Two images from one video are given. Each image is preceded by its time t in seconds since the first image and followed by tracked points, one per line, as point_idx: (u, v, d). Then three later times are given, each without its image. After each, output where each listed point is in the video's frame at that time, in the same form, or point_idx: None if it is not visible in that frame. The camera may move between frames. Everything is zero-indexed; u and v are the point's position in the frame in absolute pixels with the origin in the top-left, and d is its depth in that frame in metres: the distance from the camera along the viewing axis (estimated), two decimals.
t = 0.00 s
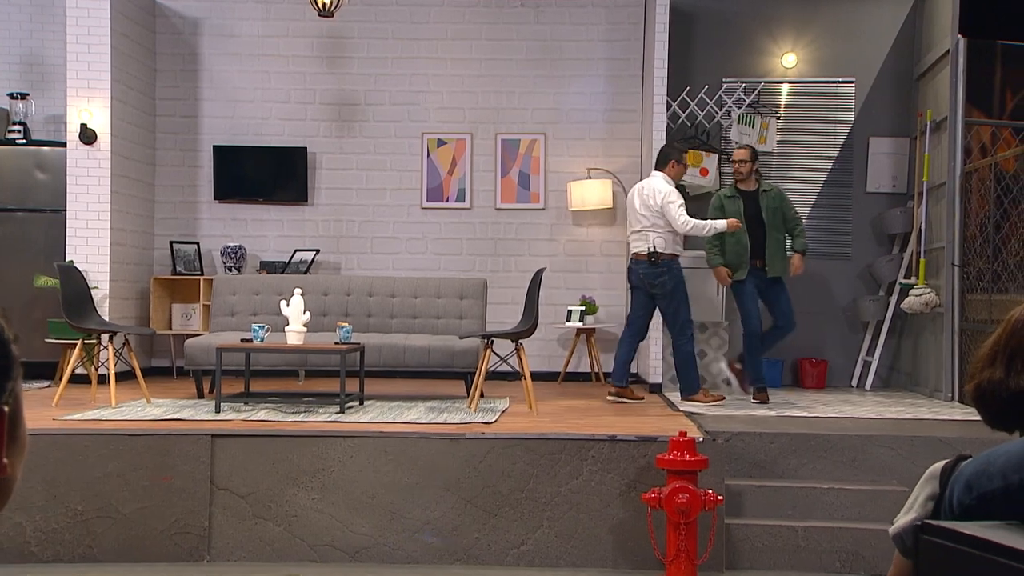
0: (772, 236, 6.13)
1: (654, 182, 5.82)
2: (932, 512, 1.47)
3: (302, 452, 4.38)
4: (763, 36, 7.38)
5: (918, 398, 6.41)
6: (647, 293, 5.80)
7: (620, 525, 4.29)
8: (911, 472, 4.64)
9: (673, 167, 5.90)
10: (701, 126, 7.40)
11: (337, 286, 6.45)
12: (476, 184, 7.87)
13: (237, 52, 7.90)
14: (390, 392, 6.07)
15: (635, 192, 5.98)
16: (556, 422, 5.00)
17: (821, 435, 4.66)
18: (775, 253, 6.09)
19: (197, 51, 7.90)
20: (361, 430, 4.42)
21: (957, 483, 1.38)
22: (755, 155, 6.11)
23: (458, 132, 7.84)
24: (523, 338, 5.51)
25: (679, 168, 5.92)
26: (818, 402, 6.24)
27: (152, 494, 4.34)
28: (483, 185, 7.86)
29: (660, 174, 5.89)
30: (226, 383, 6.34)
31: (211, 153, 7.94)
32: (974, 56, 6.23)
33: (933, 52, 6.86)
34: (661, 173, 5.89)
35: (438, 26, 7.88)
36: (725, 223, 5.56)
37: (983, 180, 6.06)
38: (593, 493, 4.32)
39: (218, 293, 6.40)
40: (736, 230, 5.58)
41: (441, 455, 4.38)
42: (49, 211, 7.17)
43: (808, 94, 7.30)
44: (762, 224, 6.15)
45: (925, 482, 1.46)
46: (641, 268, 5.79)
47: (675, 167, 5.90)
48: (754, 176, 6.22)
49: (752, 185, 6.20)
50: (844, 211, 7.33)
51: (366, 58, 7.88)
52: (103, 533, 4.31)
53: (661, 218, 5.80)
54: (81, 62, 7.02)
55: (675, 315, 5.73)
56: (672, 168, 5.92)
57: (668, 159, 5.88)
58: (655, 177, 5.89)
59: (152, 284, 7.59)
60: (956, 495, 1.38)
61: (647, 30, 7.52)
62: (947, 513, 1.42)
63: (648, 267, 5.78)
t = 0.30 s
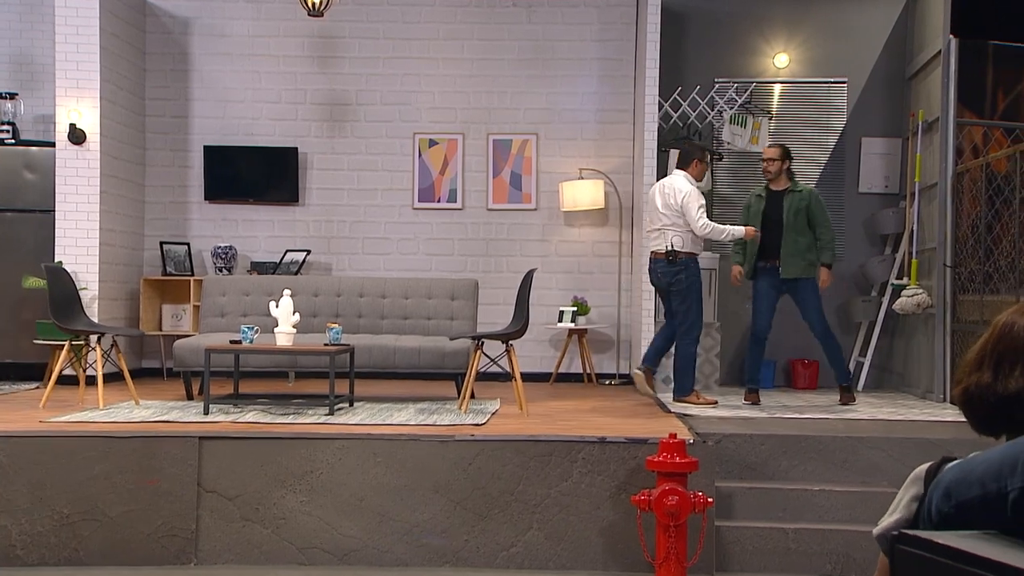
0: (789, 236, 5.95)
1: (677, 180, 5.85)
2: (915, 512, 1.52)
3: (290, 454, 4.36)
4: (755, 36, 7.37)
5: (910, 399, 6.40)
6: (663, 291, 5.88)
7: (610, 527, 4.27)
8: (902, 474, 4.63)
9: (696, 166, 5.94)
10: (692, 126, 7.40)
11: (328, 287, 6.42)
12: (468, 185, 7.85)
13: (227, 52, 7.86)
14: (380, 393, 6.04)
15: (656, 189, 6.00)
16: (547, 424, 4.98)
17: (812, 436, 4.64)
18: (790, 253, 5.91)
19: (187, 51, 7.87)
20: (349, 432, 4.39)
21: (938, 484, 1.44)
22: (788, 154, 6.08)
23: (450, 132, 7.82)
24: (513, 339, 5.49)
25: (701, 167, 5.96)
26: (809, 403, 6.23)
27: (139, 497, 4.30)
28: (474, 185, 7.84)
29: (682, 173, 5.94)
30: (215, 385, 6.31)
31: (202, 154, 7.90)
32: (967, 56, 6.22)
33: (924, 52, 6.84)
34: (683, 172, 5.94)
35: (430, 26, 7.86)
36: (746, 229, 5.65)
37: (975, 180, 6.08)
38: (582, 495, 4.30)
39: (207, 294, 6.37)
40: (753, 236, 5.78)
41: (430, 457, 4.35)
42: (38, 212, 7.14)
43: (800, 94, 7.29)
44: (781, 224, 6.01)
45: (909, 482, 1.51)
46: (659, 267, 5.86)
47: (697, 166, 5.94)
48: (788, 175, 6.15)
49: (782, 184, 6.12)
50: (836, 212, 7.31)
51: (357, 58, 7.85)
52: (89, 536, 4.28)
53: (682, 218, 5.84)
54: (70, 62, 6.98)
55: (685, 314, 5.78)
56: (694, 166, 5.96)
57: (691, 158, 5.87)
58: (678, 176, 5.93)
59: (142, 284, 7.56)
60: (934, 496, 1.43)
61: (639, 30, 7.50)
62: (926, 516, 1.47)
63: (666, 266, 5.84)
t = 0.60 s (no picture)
0: (813, 236, 6.05)
1: (673, 183, 5.91)
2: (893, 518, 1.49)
3: (276, 457, 4.33)
4: (745, 36, 7.36)
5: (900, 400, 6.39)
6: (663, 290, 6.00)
7: (598, 529, 4.25)
8: (891, 475, 4.62)
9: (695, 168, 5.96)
10: (683, 126, 7.38)
11: (316, 288, 6.39)
12: (458, 185, 7.82)
13: (216, 52, 7.83)
14: (369, 395, 6.01)
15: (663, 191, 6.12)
16: (535, 426, 4.96)
17: (801, 438, 4.63)
18: (810, 252, 5.99)
19: (176, 50, 7.83)
20: (336, 435, 4.36)
21: (913, 491, 1.39)
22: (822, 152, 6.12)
23: (440, 132, 7.79)
24: (502, 340, 5.47)
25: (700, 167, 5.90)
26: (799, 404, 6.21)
27: (123, 500, 4.27)
28: (464, 185, 7.82)
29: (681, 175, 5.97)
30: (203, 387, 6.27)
31: (190, 154, 7.86)
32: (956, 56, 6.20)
33: (915, 52, 6.83)
34: (682, 173, 5.97)
35: (420, 26, 7.83)
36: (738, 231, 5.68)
37: (964, 181, 6.08)
38: (570, 497, 4.27)
39: (194, 295, 6.33)
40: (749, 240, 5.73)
41: (417, 459, 4.33)
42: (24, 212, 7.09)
43: (790, 94, 7.28)
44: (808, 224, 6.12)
45: (887, 488, 1.48)
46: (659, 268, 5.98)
47: (698, 168, 5.92)
48: (822, 173, 6.16)
49: (814, 181, 6.16)
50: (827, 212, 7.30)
51: (346, 58, 7.82)
52: (73, 539, 4.24)
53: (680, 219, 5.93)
54: (56, 61, 6.93)
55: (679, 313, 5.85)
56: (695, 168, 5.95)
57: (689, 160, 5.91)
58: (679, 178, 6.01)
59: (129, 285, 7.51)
60: (909, 505, 1.38)
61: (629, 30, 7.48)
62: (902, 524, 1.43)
63: (665, 267, 5.95)
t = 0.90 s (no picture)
0: (815, 234, 6.05)
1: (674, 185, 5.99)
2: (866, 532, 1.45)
3: (260, 460, 4.29)
4: (735, 36, 7.34)
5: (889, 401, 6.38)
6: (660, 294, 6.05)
7: (585, 532, 4.22)
8: (879, 477, 4.60)
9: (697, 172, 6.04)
10: (672, 126, 7.36)
11: (303, 289, 6.36)
12: (447, 185, 7.79)
13: (203, 51, 7.79)
14: (356, 396, 5.98)
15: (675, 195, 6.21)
16: (522, 427, 4.93)
17: (788, 440, 4.61)
18: (809, 250, 6.02)
19: (163, 50, 7.79)
20: (321, 437, 4.33)
21: (886, 502, 1.35)
22: (831, 151, 6.10)
23: (429, 132, 7.76)
24: (489, 341, 5.44)
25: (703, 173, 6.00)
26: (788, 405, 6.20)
27: (106, 503, 4.23)
28: (453, 185, 7.79)
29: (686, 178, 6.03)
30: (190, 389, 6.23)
31: (178, 154, 7.82)
32: (945, 59, 6.19)
33: (904, 52, 6.82)
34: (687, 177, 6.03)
35: (408, 25, 7.80)
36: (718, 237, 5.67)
37: (953, 182, 6.07)
38: (557, 499, 4.25)
39: (180, 296, 6.29)
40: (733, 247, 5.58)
41: (402, 461, 4.30)
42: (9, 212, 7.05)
43: (780, 94, 7.26)
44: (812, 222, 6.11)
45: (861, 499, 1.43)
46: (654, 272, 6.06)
47: (700, 172, 5.97)
48: (830, 172, 6.13)
49: (820, 179, 6.14)
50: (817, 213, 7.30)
51: (334, 58, 7.79)
52: (54, 543, 4.21)
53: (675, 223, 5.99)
54: (42, 60, 6.90)
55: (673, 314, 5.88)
56: (698, 172, 5.99)
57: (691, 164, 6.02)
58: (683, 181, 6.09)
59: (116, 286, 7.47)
60: (882, 516, 1.34)
61: (618, 30, 7.46)
62: (874, 536, 1.38)
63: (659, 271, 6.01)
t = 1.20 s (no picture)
0: (811, 238, 6.07)
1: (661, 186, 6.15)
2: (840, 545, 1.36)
3: (244, 463, 4.26)
4: (724, 37, 7.33)
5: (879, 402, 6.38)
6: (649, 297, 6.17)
7: (572, 535, 4.20)
8: (867, 479, 4.59)
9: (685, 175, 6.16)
10: (662, 126, 7.34)
11: (291, 290, 6.32)
12: (436, 185, 7.76)
13: (191, 51, 7.75)
14: (344, 398, 5.95)
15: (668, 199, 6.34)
16: (510, 430, 4.90)
17: (776, 442, 4.59)
18: (805, 253, 6.06)
19: (150, 49, 7.75)
20: (306, 440, 4.30)
21: (856, 514, 1.21)
22: (826, 155, 6.08)
23: (418, 132, 7.73)
24: (477, 343, 5.42)
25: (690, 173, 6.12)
26: (778, 406, 6.19)
27: (88, 507, 4.20)
28: (443, 186, 7.75)
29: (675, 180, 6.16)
30: (176, 391, 6.19)
31: (165, 154, 7.78)
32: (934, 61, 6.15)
33: (893, 52, 6.82)
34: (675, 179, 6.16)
35: (397, 25, 7.76)
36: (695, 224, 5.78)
37: (942, 183, 6.09)
38: (544, 502, 4.22)
39: (167, 297, 6.25)
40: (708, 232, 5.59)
41: (388, 464, 4.26)
42: None
43: (769, 94, 7.25)
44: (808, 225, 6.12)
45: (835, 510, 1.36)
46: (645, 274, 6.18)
47: (687, 171, 6.09)
48: (825, 176, 6.11)
49: (815, 184, 6.11)
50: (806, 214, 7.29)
51: (323, 58, 7.76)
52: (37, 547, 4.17)
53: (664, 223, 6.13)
54: (27, 60, 6.86)
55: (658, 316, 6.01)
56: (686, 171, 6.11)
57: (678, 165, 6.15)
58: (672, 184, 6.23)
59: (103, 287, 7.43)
60: (852, 529, 1.21)
61: (608, 30, 7.44)
62: (846, 548, 1.25)
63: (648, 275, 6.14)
